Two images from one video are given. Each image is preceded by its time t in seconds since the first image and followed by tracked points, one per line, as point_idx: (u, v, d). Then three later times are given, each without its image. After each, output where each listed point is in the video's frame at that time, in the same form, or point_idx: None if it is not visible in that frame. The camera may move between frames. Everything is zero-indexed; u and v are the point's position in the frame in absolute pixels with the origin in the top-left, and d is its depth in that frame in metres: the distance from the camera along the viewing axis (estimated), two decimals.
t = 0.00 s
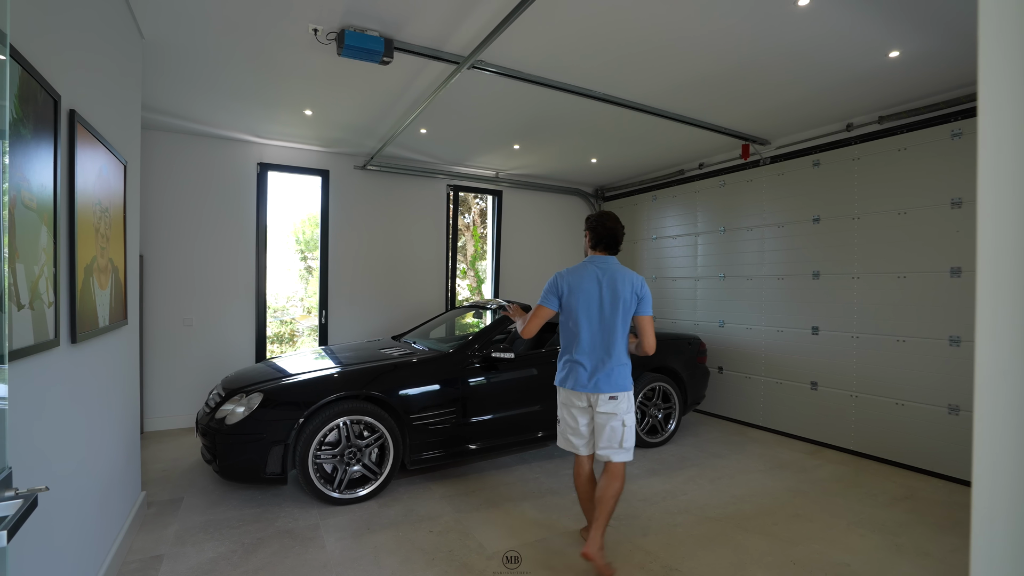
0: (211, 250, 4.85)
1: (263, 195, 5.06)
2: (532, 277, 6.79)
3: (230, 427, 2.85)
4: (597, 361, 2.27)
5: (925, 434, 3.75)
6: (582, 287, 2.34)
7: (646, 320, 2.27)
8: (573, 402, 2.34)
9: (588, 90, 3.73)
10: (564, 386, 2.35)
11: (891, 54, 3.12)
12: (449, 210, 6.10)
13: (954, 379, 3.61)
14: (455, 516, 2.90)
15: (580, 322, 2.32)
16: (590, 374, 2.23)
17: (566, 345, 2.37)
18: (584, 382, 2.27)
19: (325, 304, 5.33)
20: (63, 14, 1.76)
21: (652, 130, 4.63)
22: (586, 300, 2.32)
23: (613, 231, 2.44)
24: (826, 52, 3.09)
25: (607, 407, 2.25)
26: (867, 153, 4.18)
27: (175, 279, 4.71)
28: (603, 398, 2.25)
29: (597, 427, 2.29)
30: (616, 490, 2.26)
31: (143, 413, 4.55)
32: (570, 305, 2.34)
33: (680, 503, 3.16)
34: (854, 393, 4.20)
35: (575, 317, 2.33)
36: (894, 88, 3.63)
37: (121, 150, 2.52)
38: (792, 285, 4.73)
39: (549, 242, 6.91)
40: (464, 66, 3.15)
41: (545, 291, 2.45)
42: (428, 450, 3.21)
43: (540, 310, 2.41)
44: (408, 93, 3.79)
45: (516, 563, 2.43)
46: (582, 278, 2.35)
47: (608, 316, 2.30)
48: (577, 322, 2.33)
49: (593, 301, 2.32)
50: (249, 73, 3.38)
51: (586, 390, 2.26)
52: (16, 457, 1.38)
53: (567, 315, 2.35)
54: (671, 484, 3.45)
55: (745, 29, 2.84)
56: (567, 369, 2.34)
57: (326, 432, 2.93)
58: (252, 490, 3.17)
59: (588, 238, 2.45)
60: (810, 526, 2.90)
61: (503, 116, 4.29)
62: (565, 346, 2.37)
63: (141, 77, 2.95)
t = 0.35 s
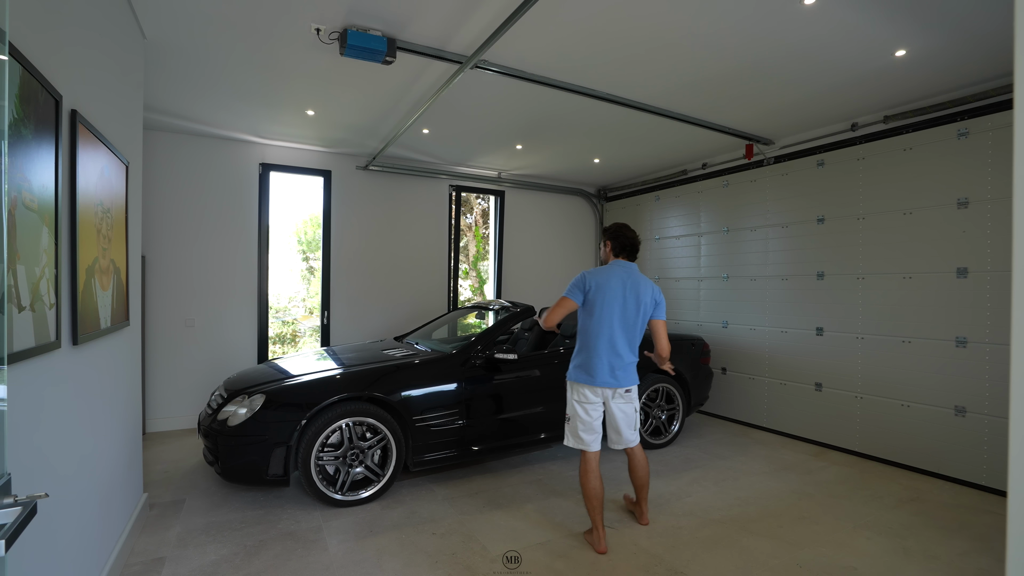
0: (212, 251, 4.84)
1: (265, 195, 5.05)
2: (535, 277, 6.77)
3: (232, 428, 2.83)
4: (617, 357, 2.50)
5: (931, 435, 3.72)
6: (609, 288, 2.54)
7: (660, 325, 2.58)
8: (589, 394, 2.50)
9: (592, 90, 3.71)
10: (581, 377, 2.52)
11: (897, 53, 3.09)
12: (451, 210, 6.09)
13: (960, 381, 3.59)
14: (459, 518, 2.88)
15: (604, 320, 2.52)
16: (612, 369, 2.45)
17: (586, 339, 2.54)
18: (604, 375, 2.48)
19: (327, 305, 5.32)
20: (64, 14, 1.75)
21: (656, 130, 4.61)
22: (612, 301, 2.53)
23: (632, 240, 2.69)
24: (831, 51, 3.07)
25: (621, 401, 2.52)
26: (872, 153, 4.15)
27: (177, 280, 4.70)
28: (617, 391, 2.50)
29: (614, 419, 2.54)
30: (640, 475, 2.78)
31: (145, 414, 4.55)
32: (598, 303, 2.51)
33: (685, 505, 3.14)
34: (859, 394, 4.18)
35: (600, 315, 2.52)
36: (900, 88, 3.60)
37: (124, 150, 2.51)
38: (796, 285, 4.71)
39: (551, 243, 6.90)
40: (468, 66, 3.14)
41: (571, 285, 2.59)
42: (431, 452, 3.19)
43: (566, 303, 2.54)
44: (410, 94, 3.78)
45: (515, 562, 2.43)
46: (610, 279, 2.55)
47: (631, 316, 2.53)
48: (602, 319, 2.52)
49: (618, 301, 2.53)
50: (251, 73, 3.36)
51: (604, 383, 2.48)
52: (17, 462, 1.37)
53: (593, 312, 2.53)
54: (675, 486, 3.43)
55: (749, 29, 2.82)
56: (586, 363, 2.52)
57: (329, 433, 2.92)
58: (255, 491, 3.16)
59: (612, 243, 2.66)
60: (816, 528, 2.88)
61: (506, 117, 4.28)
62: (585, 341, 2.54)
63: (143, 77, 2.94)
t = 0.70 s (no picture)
0: (214, 250, 4.83)
1: (268, 195, 5.05)
2: (537, 277, 6.77)
3: (234, 427, 2.83)
4: (648, 349, 2.70)
5: (935, 435, 3.71)
6: (640, 284, 2.72)
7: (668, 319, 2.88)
8: (622, 384, 2.64)
9: (595, 88, 3.70)
10: (616, 369, 2.63)
11: (902, 51, 3.07)
12: (453, 210, 6.08)
13: (965, 380, 3.57)
14: (461, 517, 2.87)
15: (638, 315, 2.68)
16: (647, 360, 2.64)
17: (620, 333, 2.66)
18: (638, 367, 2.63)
19: (329, 304, 5.31)
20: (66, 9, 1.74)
21: (659, 128, 4.59)
22: (643, 296, 2.71)
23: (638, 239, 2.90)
24: (835, 48, 3.06)
25: (647, 389, 2.70)
26: (876, 152, 4.14)
27: (179, 279, 4.70)
28: (645, 381, 2.69)
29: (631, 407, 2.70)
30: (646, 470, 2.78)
31: (147, 413, 4.55)
32: (636, 298, 2.67)
33: (688, 505, 3.13)
34: (863, 393, 4.16)
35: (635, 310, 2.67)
36: (904, 86, 3.59)
37: (126, 149, 2.51)
38: (799, 284, 4.70)
39: (553, 242, 6.89)
40: (470, 64, 3.13)
41: (612, 280, 2.65)
42: (434, 451, 3.18)
43: (614, 299, 2.61)
44: (412, 92, 3.77)
45: (516, 562, 2.42)
46: (642, 275, 2.73)
47: (657, 311, 2.76)
48: (640, 314, 2.67)
49: (647, 297, 2.73)
50: (253, 71, 3.35)
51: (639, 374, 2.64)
52: (17, 461, 1.35)
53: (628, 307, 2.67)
54: (679, 486, 3.42)
55: (754, 26, 2.81)
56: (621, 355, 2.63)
57: (332, 432, 2.91)
58: (257, 490, 3.15)
59: (630, 240, 2.82)
60: (820, 528, 2.87)
61: (509, 116, 4.27)
62: (620, 335, 2.66)
63: (145, 75, 2.94)
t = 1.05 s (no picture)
0: (214, 250, 4.83)
1: (269, 195, 5.05)
2: (538, 276, 6.76)
3: (236, 427, 2.83)
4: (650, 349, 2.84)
5: (938, 436, 3.70)
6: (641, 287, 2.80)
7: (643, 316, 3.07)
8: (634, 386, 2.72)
9: (596, 88, 3.69)
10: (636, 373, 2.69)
11: (906, 50, 3.06)
12: (455, 210, 6.07)
13: (968, 381, 3.56)
14: (464, 518, 2.87)
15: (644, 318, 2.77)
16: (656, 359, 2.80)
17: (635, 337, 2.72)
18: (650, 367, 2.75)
19: (330, 304, 5.31)
20: (70, 9, 1.74)
21: (661, 128, 4.58)
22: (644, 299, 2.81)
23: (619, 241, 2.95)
24: (838, 48, 3.05)
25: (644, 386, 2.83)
26: (879, 152, 4.12)
27: (180, 279, 4.69)
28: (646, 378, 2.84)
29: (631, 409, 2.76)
30: (647, 469, 2.79)
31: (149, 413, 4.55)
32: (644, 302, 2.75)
33: (691, 505, 3.12)
34: (865, 394, 4.15)
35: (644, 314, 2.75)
36: (908, 85, 3.57)
37: (128, 148, 2.51)
38: (802, 285, 4.68)
39: (555, 242, 6.88)
40: (472, 64, 3.12)
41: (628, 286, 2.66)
42: (435, 451, 3.18)
43: (637, 305, 2.62)
44: (413, 92, 3.76)
45: (515, 562, 2.42)
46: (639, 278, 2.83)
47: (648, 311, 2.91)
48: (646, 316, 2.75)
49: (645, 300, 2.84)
50: (255, 71, 3.35)
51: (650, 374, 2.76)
52: (23, 462, 1.36)
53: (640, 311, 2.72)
54: (681, 486, 3.41)
55: (756, 26, 2.80)
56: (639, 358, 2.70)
57: (333, 432, 2.90)
58: (259, 490, 3.15)
59: (617, 245, 2.86)
60: (823, 528, 2.86)
61: (510, 116, 4.27)
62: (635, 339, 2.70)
63: (146, 75, 2.93)
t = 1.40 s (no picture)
0: (217, 250, 4.84)
1: (272, 195, 5.06)
2: (540, 276, 6.76)
3: (239, 426, 2.83)
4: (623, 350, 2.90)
5: (942, 435, 3.68)
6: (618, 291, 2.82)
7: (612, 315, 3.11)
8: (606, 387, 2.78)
9: (599, 87, 3.69)
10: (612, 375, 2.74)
11: (909, 48, 3.05)
12: (456, 209, 6.07)
13: (972, 380, 3.54)
14: (466, 517, 2.87)
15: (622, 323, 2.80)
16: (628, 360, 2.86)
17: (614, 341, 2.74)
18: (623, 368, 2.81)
19: (333, 304, 5.32)
20: (75, 11, 1.75)
21: (663, 128, 4.58)
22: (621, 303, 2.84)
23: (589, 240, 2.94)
24: (839, 46, 3.04)
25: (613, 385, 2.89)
26: (882, 151, 4.12)
27: (182, 280, 4.70)
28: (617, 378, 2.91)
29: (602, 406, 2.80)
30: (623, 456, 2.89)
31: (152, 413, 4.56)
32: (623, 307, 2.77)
33: (693, 504, 3.12)
34: (869, 394, 4.14)
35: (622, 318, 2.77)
36: (911, 84, 3.57)
37: (133, 149, 2.52)
38: (804, 284, 4.67)
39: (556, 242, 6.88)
40: (475, 64, 3.12)
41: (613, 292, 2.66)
42: (438, 450, 3.18)
43: (622, 311, 2.63)
44: (416, 92, 3.76)
45: (515, 562, 2.41)
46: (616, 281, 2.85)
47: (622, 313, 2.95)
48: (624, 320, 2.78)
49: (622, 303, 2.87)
50: (258, 72, 3.36)
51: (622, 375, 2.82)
52: (30, 458, 1.37)
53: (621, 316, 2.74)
54: (684, 486, 3.41)
55: (758, 25, 2.80)
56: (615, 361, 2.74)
57: (336, 431, 2.91)
58: (262, 490, 3.16)
59: (593, 246, 2.86)
60: (826, 528, 2.85)
61: (513, 116, 4.27)
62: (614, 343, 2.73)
63: (150, 76, 2.94)
